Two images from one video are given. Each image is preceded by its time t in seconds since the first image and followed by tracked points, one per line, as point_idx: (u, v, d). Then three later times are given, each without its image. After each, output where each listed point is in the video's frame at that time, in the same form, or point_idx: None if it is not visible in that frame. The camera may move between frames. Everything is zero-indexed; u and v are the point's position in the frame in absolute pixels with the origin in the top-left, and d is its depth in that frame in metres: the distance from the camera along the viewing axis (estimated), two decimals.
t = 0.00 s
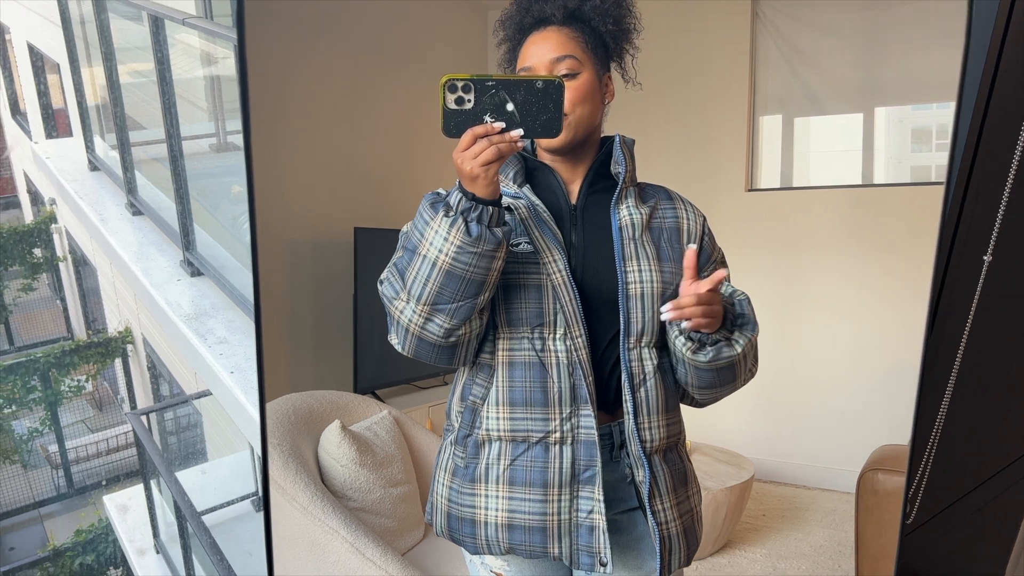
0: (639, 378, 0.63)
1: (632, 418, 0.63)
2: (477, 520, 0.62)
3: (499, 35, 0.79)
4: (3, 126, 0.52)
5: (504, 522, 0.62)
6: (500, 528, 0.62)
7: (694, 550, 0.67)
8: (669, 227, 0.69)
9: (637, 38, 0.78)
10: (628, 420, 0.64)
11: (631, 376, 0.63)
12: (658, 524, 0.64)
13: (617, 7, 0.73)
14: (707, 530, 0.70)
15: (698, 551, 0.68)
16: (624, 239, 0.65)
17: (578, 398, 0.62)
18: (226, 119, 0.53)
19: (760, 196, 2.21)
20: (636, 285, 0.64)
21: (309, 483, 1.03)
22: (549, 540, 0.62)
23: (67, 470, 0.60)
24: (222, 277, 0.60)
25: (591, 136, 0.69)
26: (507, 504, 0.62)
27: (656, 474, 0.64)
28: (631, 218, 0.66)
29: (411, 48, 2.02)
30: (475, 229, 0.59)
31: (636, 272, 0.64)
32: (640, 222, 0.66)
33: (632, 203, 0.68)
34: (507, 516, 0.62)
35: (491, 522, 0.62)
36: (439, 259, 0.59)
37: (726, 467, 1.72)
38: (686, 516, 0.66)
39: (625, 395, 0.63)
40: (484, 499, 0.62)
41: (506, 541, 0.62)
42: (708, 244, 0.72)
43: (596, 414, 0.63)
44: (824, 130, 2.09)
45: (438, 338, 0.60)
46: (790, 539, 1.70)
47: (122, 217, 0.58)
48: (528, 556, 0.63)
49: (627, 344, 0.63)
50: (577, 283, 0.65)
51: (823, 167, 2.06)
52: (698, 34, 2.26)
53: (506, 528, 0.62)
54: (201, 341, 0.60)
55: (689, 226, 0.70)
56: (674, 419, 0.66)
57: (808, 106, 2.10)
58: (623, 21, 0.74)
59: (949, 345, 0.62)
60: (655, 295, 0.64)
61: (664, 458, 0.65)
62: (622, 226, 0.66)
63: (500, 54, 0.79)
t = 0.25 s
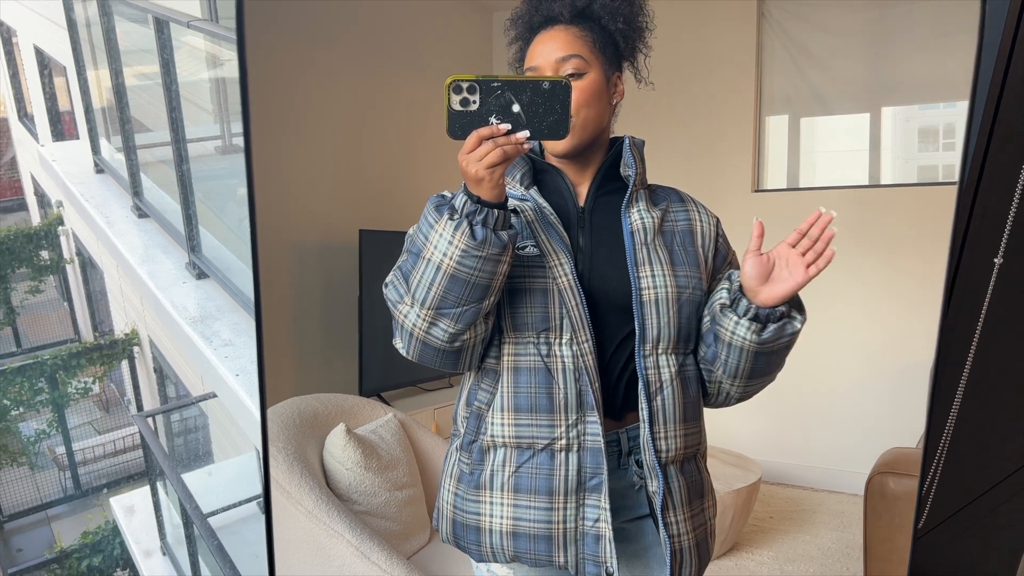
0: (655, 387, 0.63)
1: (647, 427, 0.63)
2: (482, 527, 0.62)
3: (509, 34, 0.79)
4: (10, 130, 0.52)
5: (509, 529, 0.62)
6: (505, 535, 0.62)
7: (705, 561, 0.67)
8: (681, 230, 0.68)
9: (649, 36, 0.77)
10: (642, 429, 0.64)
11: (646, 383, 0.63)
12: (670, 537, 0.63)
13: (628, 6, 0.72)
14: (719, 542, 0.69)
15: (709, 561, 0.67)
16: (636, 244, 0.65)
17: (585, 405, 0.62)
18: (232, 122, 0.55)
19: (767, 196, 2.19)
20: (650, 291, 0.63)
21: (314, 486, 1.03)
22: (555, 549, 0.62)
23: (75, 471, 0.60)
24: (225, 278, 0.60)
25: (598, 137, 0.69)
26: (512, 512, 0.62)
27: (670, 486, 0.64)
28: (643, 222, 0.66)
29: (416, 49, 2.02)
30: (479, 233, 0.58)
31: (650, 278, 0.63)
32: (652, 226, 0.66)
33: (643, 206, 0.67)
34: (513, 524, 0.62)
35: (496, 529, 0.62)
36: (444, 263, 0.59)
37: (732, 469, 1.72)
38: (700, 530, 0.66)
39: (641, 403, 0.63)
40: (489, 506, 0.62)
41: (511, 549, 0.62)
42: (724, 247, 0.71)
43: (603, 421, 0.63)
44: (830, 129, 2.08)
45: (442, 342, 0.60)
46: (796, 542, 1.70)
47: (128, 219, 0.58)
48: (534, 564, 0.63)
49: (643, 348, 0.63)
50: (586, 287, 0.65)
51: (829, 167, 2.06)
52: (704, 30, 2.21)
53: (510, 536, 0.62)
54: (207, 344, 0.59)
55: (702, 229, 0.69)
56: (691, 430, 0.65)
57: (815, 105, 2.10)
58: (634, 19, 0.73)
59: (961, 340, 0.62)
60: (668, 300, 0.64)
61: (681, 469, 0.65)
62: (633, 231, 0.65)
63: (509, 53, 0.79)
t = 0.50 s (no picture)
0: (663, 392, 0.63)
1: (654, 433, 0.62)
2: (485, 531, 0.62)
3: (514, 34, 0.79)
4: (17, 133, 0.53)
5: (512, 533, 0.62)
6: (508, 539, 0.62)
7: (713, 567, 0.67)
8: (691, 232, 0.68)
9: (656, 32, 0.77)
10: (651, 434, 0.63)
11: (654, 388, 0.62)
12: (676, 544, 0.63)
13: (632, 2, 0.72)
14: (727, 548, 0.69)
15: (716, 568, 0.67)
16: (644, 247, 0.65)
17: (589, 409, 0.62)
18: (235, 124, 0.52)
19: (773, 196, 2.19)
20: (658, 295, 0.63)
21: (318, 489, 1.03)
22: (557, 554, 0.62)
23: (81, 475, 0.60)
24: (230, 281, 0.58)
25: (604, 136, 0.69)
26: (515, 516, 0.62)
27: (676, 492, 0.63)
28: (651, 224, 0.66)
29: (419, 51, 2.02)
30: (483, 235, 0.58)
31: (657, 281, 0.63)
32: (660, 228, 0.66)
33: (652, 208, 0.67)
34: (515, 528, 0.62)
35: (499, 533, 0.62)
36: (446, 266, 0.59)
37: (738, 470, 1.72)
38: (707, 538, 0.66)
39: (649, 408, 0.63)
40: (492, 510, 0.62)
41: (514, 553, 0.62)
42: (734, 249, 0.71)
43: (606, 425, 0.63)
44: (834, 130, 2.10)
45: (445, 345, 0.60)
46: (802, 543, 1.70)
47: (132, 222, 0.58)
48: (536, 568, 0.63)
49: (650, 353, 0.63)
50: (590, 290, 0.65)
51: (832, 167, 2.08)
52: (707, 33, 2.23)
53: (513, 540, 0.62)
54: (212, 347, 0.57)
55: (712, 231, 0.69)
56: (702, 436, 0.65)
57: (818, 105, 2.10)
58: (639, 16, 0.73)
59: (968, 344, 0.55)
60: (677, 304, 0.63)
61: (689, 476, 0.65)
62: (642, 233, 0.65)
63: (516, 55, 0.80)
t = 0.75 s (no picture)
0: (666, 395, 0.63)
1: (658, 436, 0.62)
2: (490, 534, 0.62)
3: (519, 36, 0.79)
4: (21, 135, 0.50)
5: (517, 537, 0.62)
6: (513, 543, 0.62)
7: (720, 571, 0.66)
8: (696, 233, 0.68)
9: (662, 33, 0.76)
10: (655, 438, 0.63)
11: (657, 391, 0.62)
12: (681, 549, 0.63)
13: (637, 3, 0.72)
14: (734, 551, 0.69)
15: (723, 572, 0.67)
16: (648, 249, 0.65)
17: (593, 412, 0.62)
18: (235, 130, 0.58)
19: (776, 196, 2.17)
20: (662, 297, 0.63)
21: (322, 492, 1.02)
22: (563, 558, 0.62)
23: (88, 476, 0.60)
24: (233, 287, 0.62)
25: (609, 138, 0.68)
26: (520, 519, 0.62)
27: (681, 495, 0.63)
28: (656, 225, 0.66)
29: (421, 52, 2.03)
30: (486, 238, 0.58)
31: (661, 283, 0.63)
32: (665, 230, 0.65)
33: (657, 209, 0.67)
34: (520, 531, 0.62)
35: (504, 537, 0.62)
36: (450, 268, 0.59)
37: (743, 471, 1.71)
38: (714, 542, 0.66)
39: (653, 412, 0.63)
40: (497, 513, 0.62)
41: (519, 557, 0.62)
42: (740, 250, 0.71)
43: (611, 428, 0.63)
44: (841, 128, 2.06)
45: (449, 348, 0.60)
46: (808, 544, 1.70)
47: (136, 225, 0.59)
48: (541, 572, 0.63)
49: (654, 356, 0.62)
50: (595, 292, 0.65)
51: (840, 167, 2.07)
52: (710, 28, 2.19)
53: (518, 543, 0.62)
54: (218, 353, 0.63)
55: (718, 232, 0.69)
56: (707, 439, 0.65)
57: (822, 104, 2.08)
58: (645, 16, 0.73)
59: (970, 349, 0.54)
60: (681, 306, 0.63)
61: (695, 480, 0.65)
62: (646, 235, 0.65)
63: (522, 56, 0.80)
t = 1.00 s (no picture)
0: (665, 394, 0.63)
1: (657, 436, 0.62)
2: (493, 536, 0.62)
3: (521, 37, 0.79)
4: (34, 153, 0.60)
5: (519, 538, 0.62)
6: (516, 544, 0.62)
7: (722, 570, 0.66)
8: (696, 234, 0.68)
9: (663, 35, 0.77)
10: (654, 437, 0.63)
11: (656, 390, 0.62)
12: (684, 546, 0.63)
13: (640, 5, 0.72)
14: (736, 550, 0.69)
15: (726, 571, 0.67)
16: (648, 249, 0.64)
17: (595, 414, 0.61)
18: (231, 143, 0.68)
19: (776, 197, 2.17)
20: (661, 298, 0.63)
21: (324, 494, 1.02)
22: (565, 559, 0.62)
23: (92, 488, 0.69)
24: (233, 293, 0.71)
25: (611, 139, 0.68)
26: (522, 521, 0.62)
27: (682, 494, 0.63)
28: (656, 226, 0.65)
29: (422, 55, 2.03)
30: (488, 239, 0.58)
31: (661, 283, 0.63)
32: (666, 230, 0.65)
33: (658, 210, 0.67)
34: (523, 532, 0.62)
35: (507, 538, 0.62)
36: (452, 270, 0.59)
37: (747, 472, 1.71)
38: (716, 538, 0.66)
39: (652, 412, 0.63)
40: (499, 515, 0.62)
41: (522, 558, 0.62)
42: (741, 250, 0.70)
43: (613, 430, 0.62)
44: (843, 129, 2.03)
45: (450, 349, 0.60)
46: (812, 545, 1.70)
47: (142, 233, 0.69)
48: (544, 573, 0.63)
49: (654, 357, 0.62)
50: (597, 293, 0.65)
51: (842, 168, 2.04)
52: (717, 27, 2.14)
53: (521, 544, 0.62)
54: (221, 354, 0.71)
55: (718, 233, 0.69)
56: (705, 437, 0.65)
57: (823, 104, 2.05)
58: (646, 18, 0.73)
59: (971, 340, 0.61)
60: (680, 306, 0.63)
61: (694, 478, 0.65)
62: (646, 235, 0.65)
63: (522, 58, 0.80)
